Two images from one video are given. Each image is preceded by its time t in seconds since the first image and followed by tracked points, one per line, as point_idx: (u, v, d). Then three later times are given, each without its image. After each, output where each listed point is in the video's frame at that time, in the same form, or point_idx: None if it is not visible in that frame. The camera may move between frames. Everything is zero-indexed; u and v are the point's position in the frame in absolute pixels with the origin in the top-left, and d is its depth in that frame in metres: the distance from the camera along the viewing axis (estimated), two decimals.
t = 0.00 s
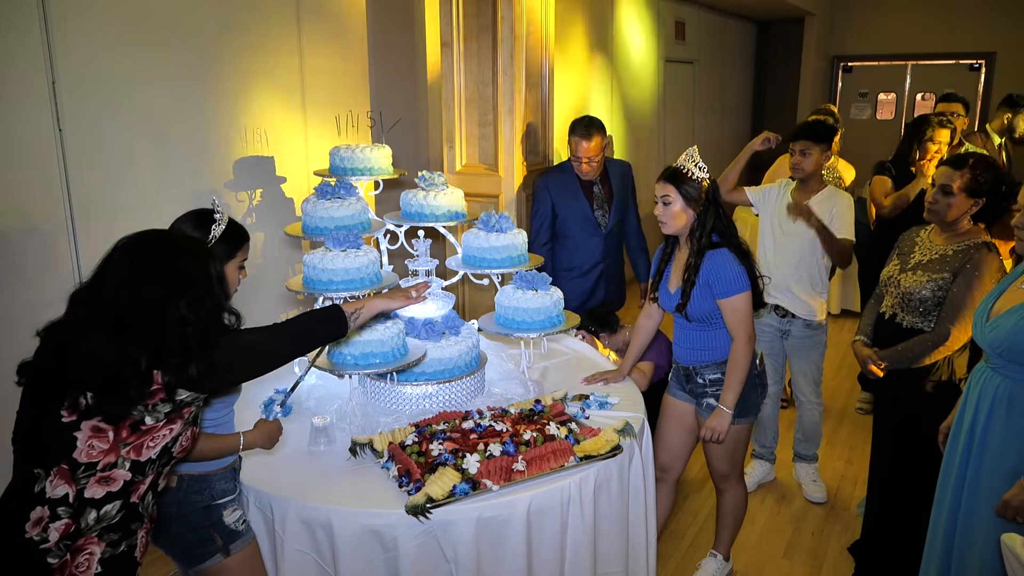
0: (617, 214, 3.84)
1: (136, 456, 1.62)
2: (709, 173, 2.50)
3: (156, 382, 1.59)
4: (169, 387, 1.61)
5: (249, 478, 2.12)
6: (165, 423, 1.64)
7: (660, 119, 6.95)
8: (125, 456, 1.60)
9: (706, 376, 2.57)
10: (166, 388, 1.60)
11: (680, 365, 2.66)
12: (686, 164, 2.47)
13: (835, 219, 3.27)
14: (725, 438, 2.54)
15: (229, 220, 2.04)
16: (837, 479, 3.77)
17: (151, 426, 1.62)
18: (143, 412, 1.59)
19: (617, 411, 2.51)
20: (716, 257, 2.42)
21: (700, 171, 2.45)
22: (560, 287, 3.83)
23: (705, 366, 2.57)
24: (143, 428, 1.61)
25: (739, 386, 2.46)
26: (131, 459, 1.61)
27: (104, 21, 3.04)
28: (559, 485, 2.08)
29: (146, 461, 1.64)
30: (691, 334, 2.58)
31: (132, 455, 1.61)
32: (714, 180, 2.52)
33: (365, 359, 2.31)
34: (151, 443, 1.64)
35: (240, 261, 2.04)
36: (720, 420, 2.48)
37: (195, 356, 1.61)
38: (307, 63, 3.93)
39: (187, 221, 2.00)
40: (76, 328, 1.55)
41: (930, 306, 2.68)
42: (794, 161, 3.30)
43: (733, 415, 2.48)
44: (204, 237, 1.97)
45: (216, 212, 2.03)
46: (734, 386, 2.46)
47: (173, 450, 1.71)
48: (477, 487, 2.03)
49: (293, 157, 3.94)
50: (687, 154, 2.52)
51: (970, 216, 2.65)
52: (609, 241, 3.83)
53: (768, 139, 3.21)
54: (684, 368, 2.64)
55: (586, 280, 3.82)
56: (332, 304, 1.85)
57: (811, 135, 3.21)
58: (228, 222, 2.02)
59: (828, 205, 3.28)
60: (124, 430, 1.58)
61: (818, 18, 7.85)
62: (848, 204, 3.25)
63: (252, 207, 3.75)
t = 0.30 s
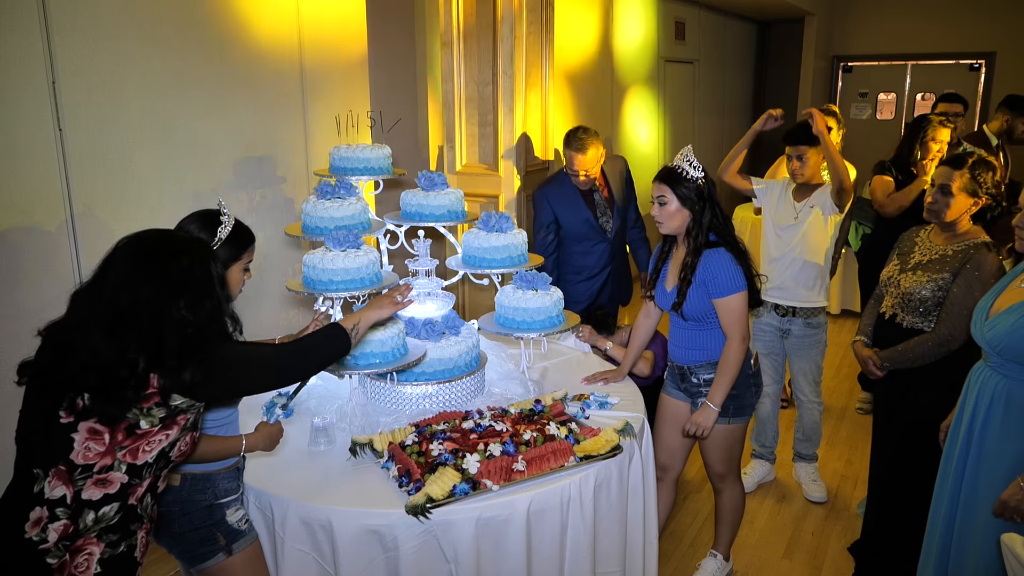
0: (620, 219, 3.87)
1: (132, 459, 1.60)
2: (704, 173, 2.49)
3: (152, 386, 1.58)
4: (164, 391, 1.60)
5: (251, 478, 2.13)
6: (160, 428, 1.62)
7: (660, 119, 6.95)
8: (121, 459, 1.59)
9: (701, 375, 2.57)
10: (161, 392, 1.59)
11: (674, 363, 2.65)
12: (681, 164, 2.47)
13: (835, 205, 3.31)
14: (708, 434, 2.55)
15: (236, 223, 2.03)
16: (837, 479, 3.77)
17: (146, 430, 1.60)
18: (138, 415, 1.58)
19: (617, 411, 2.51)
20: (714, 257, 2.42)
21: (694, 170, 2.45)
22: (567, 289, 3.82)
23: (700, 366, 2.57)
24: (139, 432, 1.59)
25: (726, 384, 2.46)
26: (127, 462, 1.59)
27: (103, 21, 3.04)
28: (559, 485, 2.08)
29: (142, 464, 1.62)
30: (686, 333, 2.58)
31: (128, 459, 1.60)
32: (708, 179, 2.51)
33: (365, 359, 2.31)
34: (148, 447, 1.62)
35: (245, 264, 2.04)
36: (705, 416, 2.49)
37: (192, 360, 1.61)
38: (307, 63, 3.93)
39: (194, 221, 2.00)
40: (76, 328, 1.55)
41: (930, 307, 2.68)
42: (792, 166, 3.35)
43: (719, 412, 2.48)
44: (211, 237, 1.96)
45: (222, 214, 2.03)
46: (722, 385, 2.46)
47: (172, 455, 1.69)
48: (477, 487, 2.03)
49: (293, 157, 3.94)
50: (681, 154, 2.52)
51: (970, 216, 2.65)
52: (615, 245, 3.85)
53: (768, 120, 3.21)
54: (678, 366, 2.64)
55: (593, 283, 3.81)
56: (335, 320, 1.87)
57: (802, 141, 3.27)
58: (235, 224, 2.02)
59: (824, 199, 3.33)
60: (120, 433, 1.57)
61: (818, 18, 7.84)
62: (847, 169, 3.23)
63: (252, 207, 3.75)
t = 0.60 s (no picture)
0: (620, 220, 3.86)
1: (128, 464, 1.60)
2: (700, 172, 2.47)
3: (148, 391, 1.58)
4: (159, 397, 1.60)
5: (253, 477, 2.13)
6: (154, 437, 1.61)
7: (660, 119, 6.94)
8: (116, 463, 1.58)
9: (695, 375, 2.58)
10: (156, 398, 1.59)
11: (670, 361, 2.67)
12: (676, 166, 2.47)
13: (834, 187, 3.34)
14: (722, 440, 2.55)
15: (236, 223, 2.03)
16: (837, 479, 3.77)
17: (140, 437, 1.60)
18: (132, 421, 1.58)
19: (618, 411, 2.51)
20: (713, 257, 2.42)
21: (692, 170, 2.44)
22: (568, 289, 3.83)
23: (694, 365, 2.57)
24: (133, 438, 1.59)
25: (734, 386, 2.46)
26: (122, 466, 1.59)
27: (103, 21, 3.04)
28: (559, 485, 2.08)
29: (138, 470, 1.62)
30: (682, 332, 2.58)
31: (123, 463, 1.59)
32: (705, 178, 2.50)
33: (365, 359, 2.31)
34: (142, 454, 1.61)
35: (247, 264, 2.04)
36: (717, 421, 2.48)
37: (190, 365, 1.61)
38: (307, 63, 3.92)
39: (196, 221, 2.01)
40: (76, 327, 1.55)
41: (930, 307, 2.68)
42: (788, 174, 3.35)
43: (730, 416, 2.48)
44: (212, 238, 1.96)
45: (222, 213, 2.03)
46: (728, 386, 2.46)
47: (169, 460, 1.68)
48: (477, 487, 2.03)
49: (293, 157, 3.94)
50: (678, 155, 2.51)
51: (970, 216, 2.65)
52: (615, 248, 3.84)
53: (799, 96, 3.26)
54: (675, 365, 2.65)
55: (594, 285, 3.82)
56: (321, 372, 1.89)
57: (796, 149, 3.25)
58: (236, 224, 2.03)
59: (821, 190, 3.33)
60: (114, 437, 1.57)
61: (818, 18, 7.84)
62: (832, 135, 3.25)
63: (252, 207, 3.75)
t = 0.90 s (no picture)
0: (617, 222, 3.85)
1: (123, 468, 1.59)
2: (711, 171, 2.48)
3: (142, 398, 1.56)
4: (153, 403, 1.57)
5: (254, 477, 2.13)
6: (149, 442, 1.59)
7: (660, 119, 6.94)
8: (112, 466, 1.58)
9: (692, 374, 2.58)
10: (150, 405, 1.56)
11: (667, 360, 2.68)
12: (686, 163, 2.46)
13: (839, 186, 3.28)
14: (712, 437, 2.54)
15: (235, 223, 2.02)
16: (837, 479, 3.77)
17: (134, 443, 1.58)
18: (126, 426, 1.56)
19: (618, 411, 2.51)
20: (718, 256, 2.42)
21: (701, 168, 2.44)
22: (562, 287, 3.86)
23: (691, 365, 2.58)
24: (128, 443, 1.58)
25: (729, 386, 2.45)
26: (118, 470, 1.58)
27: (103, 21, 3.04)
28: (559, 485, 2.08)
29: (135, 473, 1.61)
30: (681, 331, 2.59)
31: (119, 466, 1.59)
32: (714, 176, 2.50)
33: (366, 359, 2.31)
34: (138, 458, 1.60)
35: (246, 263, 2.05)
36: (708, 420, 2.48)
37: (188, 365, 1.56)
38: (307, 63, 3.92)
39: (196, 221, 2.01)
40: (75, 326, 1.57)
41: (930, 306, 2.68)
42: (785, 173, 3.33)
43: (720, 414, 2.48)
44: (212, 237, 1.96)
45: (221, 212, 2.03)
46: (722, 388, 2.46)
47: (166, 464, 1.67)
48: (477, 487, 2.02)
49: (293, 157, 3.93)
50: (687, 152, 2.51)
51: (970, 216, 2.65)
52: (611, 250, 3.83)
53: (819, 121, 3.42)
54: (672, 364, 2.66)
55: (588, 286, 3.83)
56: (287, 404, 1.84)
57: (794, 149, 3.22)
58: (234, 223, 2.02)
59: (825, 189, 3.31)
60: (109, 441, 1.56)
61: (818, 18, 7.83)
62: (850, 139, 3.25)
63: (252, 207, 3.75)
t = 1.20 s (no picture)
0: (615, 222, 3.84)
1: (125, 467, 1.60)
2: (717, 171, 2.48)
3: (142, 398, 1.58)
4: (154, 401, 1.60)
5: (255, 477, 2.13)
6: (150, 441, 1.62)
7: (660, 118, 6.94)
8: (113, 467, 1.59)
9: (690, 375, 2.58)
10: (150, 403, 1.60)
11: (664, 360, 2.68)
12: (693, 162, 2.46)
13: (844, 187, 3.28)
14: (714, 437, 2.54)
15: (230, 222, 2.02)
16: (837, 479, 3.77)
17: (135, 442, 1.60)
18: (126, 426, 1.58)
19: (618, 411, 2.51)
20: (722, 256, 2.43)
21: (708, 167, 2.44)
22: (557, 286, 3.87)
23: (689, 365, 2.58)
24: (128, 443, 1.59)
25: (730, 387, 2.46)
26: (119, 470, 1.60)
27: (104, 20, 3.04)
28: (559, 485, 2.08)
29: (137, 472, 1.62)
30: (680, 331, 2.59)
31: (120, 466, 1.60)
32: (721, 177, 2.51)
33: (366, 359, 2.31)
34: (139, 457, 1.62)
35: (244, 261, 2.06)
36: (710, 420, 2.48)
37: (186, 362, 1.60)
38: (307, 63, 3.92)
39: (191, 220, 2.01)
40: (70, 325, 1.54)
41: (930, 306, 2.67)
42: (785, 166, 3.31)
43: (725, 416, 2.48)
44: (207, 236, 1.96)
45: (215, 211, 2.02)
46: (725, 390, 2.46)
47: (167, 461, 1.69)
48: (477, 487, 2.03)
49: (293, 157, 3.93)
50: (694, 151, 2.51)
51: (971, 216, 2.65)
52: (607, 249, 3.83)
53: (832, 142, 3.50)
54: (669, 364, 2.66)
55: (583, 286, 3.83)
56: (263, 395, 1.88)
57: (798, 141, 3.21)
58: (230, 223, 2.03)
59: (830, 189, 3.29)
60: (109, 442, 1.58)
61: (818, 18, 7.83)
62: (862, 147, 3.29)
63: (252, 207, 3.75)
